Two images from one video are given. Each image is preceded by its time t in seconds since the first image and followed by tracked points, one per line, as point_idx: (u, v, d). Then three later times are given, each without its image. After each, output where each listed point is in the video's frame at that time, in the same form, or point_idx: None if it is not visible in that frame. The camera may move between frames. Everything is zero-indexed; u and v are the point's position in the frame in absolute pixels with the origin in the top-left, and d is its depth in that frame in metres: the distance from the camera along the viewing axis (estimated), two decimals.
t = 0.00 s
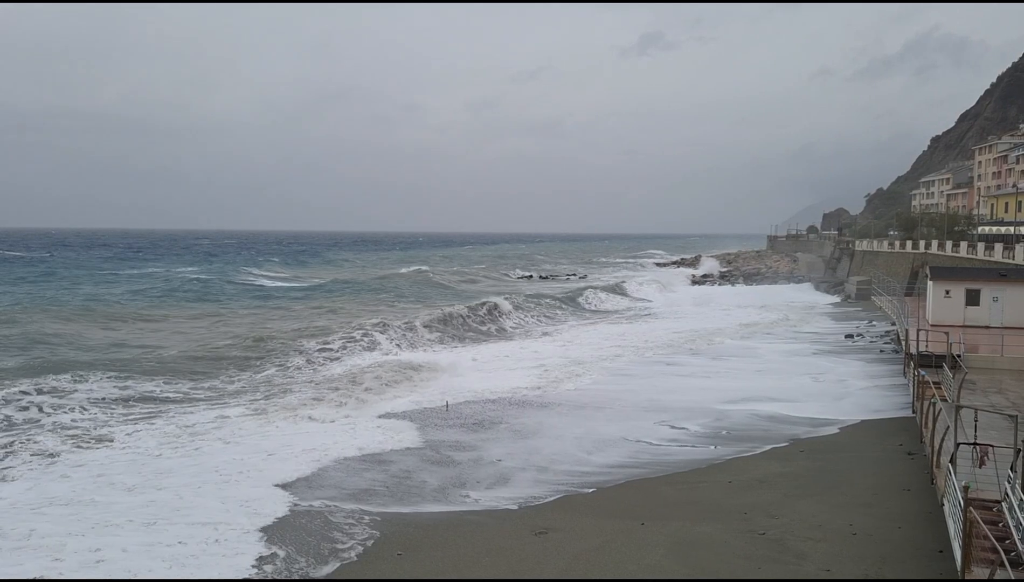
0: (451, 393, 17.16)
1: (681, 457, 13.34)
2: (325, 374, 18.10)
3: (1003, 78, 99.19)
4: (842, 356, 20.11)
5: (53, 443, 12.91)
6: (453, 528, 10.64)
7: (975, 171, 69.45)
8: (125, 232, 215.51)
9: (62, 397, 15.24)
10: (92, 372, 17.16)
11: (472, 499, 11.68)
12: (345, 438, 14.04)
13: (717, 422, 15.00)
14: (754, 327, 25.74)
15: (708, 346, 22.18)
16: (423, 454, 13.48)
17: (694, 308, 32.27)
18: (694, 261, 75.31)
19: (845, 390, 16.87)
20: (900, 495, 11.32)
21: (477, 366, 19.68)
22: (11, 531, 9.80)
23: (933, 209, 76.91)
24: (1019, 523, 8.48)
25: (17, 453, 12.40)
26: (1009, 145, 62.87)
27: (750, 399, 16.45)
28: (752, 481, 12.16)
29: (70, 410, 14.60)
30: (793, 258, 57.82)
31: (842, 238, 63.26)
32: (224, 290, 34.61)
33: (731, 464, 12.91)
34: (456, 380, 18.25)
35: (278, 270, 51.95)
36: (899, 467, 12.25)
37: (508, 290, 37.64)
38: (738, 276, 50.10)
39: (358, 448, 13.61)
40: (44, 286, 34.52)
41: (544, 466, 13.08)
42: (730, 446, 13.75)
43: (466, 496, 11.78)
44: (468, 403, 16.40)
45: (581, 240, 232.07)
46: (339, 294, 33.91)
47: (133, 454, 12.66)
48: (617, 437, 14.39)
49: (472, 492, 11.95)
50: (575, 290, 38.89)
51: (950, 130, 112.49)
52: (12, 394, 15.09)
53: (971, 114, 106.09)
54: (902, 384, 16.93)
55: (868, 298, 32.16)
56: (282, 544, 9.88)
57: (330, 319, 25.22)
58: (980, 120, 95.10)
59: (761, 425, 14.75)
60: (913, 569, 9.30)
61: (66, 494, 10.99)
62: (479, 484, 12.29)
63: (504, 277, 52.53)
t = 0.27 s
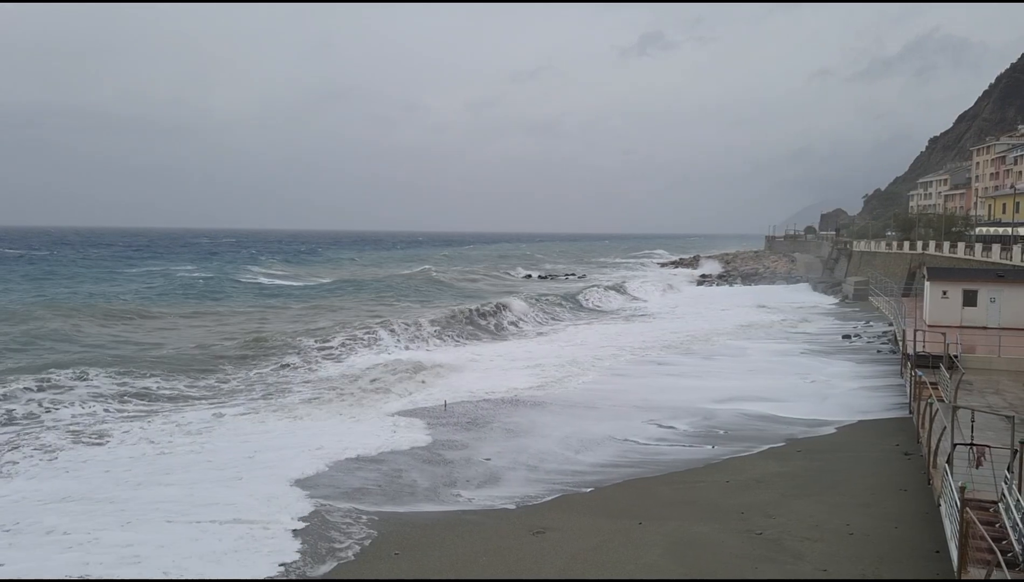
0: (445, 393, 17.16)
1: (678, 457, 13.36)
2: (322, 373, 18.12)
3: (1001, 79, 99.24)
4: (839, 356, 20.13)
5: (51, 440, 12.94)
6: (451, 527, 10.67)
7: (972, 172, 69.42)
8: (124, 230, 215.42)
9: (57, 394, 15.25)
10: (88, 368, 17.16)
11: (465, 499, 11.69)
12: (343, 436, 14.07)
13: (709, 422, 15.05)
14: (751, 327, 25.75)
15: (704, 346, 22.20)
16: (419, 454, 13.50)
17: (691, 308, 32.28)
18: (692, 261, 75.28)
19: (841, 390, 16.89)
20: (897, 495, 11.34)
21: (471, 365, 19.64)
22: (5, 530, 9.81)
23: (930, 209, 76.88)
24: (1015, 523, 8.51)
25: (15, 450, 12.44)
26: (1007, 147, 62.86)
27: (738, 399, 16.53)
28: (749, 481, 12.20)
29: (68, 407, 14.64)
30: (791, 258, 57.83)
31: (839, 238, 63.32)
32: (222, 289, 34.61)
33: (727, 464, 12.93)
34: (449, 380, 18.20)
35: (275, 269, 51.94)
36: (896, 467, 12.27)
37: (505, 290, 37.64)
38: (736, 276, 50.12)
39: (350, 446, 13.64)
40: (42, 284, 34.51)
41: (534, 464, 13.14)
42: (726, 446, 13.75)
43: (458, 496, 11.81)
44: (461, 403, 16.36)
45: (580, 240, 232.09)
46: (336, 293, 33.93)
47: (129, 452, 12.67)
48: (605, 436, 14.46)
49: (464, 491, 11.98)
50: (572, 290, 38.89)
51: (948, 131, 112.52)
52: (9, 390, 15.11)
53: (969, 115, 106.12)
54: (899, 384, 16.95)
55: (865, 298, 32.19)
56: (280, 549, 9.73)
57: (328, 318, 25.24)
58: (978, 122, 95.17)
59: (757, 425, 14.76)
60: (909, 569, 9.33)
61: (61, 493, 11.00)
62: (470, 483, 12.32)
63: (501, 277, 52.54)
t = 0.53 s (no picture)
0: (431, 392, 17.18)
1: (665, 456, 13.38)
2: (309, 372, 18.10)
3: (989, 79, 99.76)
4: (825, 355, 20.21)
5: (38, 438, 12.91)
6: (441, 526, 10.72)
7: (960, 172, 69.64)
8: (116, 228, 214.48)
9: (45, 392, 15.19)
10: (73, 366, 17.05)
11: (450, 498, 11.73)
12: (330, 435, 14.07)
13: (696, 421, 15.07)
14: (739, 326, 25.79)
15: (692, 345, 22.24)
16: (406, 453, 13.51)
17: (679, 307, 32.34)
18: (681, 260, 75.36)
19: (828, 389, 16.95)
20: (883, 494, 11.41)
21: (456, 364, 19.67)
22: None
23: (916, 209, 77.35)
24: (1002, 521, 8.56)
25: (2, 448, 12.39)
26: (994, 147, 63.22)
27: (718, 396, 16.64)
28: (737, 480, 12.25)
29: (56, 404, 14.60)
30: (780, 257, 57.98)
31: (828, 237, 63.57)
32: (210, 287, 34.49)
33: (715, 462, 12.98)
34: (434, 378, 18.23)
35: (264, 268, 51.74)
36: (883, 465, 12.34)
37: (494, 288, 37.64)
38: (725, 275, 50.24)
39: (336, 444, 13.65)
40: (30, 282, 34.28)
41: (516, 463, 13.19)
42: (713, 445, 13.77)
43: (441, 494, 11.83)
44: (446, 403, 16.40)
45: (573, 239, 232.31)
46: (325, 292, 33.87)
47: (113, 451, 12.62)
48: (584, 434, 14.56)
49: (446, 490, 12.01)
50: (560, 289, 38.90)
51: (938, 131, 113.08)
52: None
53: (957, 115, 106.62)
54: (885, 383, 17.03)
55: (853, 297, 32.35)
56: (276, 550, 9.72)
57: (316, 317, 25.20)
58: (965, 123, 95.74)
59: (744, 424, 14.79)
60: (896, 567, 9.40)
61: (46, 491, 10.94)
62: (451, 481, 12.36)
63: (490, 276, 52.57)
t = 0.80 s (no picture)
0: (403, 391, 17.15)
1: (638, 455, 13.44)
2: (280, 371, 17.98)
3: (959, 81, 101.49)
4: (795, 353, 20.43)
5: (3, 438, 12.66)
6: (417, 524, 10.73)
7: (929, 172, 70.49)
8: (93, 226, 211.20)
9: (13, 391, 14.92)
10: (40, 364, 16.76)
11: (419, 497, 11.71)
12: (301, 434, 13.99)
13: (667, 419, 15.14)
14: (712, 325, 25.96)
15: (663, 343, 22.34)
16: (376, 452, 13.46)
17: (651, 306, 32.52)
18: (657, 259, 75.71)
19: (799, 386, 17.12)
20: (853, 489, 11.57)
21: (425, 363, 19.61)
22: None
23: (888, 208, 78.44)
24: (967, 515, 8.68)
25: None
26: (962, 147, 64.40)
27: (687, 394, 16.76)
28: (710, 476, 12.37)
29: (22, 403, 14.33)
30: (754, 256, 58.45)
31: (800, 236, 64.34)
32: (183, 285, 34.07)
33: (688, 460, 13.08)
34: (403, 377, 18.16)
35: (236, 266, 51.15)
36: (853, 462, 12.51)
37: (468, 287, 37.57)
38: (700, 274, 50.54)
39: (307, 443, 13.57)
40: None
41: (482, 461, 13.23)
42: (685, 443, 13.84)
43: (411, 493, 11.82)
44: (415, 402, 16.35)
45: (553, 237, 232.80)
46: (298, 291, 33.63)
47: (78, 450, 12.40)
48: (548, 431, 14.65)
49: (415, 489, 12.00)
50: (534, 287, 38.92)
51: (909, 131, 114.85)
52: None
53: (928, 114, 108.09)
54: (855, 381, 17.24)
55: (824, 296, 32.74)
56: (249, 546, 9.67)
57: (289, 315, 24.99)
58: (935, 123, 97.28)
59: (716, 422, 14.89)
60: (866, 561, 9.55)
61: (12, 494, 10.75)
62: (418, 480, 12.37)
63: (464, 274, 52.51)
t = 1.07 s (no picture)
0: (361, 390, 17.01)
1: (599, 452, 13.48)
2: (237, 370, 17.69)
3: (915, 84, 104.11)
4: (753, 350, 20.72)
5: None
6: (378, 523, 10.66)
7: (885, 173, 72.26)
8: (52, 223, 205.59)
9: None
10: None
11: (377, 495, 11.64)
12: (258, 432, 13.79)
13: (627, 417, 15.20)
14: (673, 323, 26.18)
15: (623, 341, 22.44)
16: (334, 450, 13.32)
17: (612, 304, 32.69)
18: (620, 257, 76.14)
19: (757, 383, 17.34)
20: (811, 484, 11.75)
21: (385, 362, 19.50)
22: None
23: (846, 208, 80.08)
24: (919, 507, 8.82)
25: None
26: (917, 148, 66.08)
27: (646, 391, 16.86)
28: (671, 472, 12.47)
29: None
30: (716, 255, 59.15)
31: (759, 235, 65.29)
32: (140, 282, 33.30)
33: (649, 456, 13.17)
34: (363, 376, 18.04)
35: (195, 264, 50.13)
36: (810, 457, 12.71)
37: (430, 285, 37.37)
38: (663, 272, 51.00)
39: (262, 442, 13.38)
40: None
41: (438, 459, 13.19)
42: (646, 440, 13.92)
43: (368, 493, 11.73)
44: (374, 400, 16.24)
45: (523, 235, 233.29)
46: (258, 288, 33.14)
47: (23, 451, 12.02)
48: (502, 428, 14.66)
49: (372, 488, 11.91)
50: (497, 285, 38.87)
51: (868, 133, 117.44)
52: None
53: (884, 117, 110.77)
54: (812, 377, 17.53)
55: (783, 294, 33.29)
56: (203, 539, 9.51)
57: (247, 314, 24.58)
58: (891, 124, 99.60)
59: (676, 419, 14.99)
60: (822, 554, 9.70)
61: None
62: (374, 478, 12.29)
63: (428, 272, 52.31)
